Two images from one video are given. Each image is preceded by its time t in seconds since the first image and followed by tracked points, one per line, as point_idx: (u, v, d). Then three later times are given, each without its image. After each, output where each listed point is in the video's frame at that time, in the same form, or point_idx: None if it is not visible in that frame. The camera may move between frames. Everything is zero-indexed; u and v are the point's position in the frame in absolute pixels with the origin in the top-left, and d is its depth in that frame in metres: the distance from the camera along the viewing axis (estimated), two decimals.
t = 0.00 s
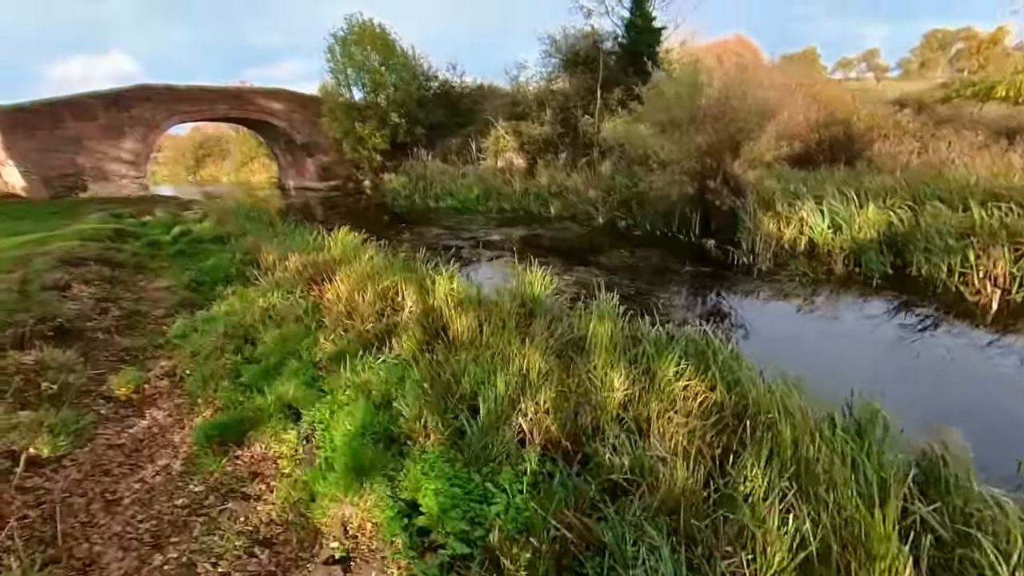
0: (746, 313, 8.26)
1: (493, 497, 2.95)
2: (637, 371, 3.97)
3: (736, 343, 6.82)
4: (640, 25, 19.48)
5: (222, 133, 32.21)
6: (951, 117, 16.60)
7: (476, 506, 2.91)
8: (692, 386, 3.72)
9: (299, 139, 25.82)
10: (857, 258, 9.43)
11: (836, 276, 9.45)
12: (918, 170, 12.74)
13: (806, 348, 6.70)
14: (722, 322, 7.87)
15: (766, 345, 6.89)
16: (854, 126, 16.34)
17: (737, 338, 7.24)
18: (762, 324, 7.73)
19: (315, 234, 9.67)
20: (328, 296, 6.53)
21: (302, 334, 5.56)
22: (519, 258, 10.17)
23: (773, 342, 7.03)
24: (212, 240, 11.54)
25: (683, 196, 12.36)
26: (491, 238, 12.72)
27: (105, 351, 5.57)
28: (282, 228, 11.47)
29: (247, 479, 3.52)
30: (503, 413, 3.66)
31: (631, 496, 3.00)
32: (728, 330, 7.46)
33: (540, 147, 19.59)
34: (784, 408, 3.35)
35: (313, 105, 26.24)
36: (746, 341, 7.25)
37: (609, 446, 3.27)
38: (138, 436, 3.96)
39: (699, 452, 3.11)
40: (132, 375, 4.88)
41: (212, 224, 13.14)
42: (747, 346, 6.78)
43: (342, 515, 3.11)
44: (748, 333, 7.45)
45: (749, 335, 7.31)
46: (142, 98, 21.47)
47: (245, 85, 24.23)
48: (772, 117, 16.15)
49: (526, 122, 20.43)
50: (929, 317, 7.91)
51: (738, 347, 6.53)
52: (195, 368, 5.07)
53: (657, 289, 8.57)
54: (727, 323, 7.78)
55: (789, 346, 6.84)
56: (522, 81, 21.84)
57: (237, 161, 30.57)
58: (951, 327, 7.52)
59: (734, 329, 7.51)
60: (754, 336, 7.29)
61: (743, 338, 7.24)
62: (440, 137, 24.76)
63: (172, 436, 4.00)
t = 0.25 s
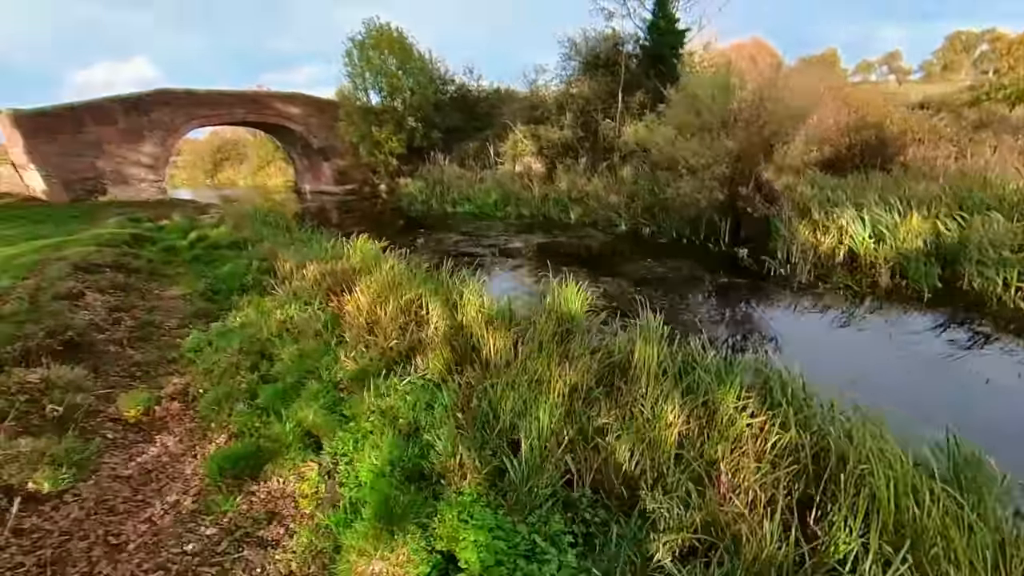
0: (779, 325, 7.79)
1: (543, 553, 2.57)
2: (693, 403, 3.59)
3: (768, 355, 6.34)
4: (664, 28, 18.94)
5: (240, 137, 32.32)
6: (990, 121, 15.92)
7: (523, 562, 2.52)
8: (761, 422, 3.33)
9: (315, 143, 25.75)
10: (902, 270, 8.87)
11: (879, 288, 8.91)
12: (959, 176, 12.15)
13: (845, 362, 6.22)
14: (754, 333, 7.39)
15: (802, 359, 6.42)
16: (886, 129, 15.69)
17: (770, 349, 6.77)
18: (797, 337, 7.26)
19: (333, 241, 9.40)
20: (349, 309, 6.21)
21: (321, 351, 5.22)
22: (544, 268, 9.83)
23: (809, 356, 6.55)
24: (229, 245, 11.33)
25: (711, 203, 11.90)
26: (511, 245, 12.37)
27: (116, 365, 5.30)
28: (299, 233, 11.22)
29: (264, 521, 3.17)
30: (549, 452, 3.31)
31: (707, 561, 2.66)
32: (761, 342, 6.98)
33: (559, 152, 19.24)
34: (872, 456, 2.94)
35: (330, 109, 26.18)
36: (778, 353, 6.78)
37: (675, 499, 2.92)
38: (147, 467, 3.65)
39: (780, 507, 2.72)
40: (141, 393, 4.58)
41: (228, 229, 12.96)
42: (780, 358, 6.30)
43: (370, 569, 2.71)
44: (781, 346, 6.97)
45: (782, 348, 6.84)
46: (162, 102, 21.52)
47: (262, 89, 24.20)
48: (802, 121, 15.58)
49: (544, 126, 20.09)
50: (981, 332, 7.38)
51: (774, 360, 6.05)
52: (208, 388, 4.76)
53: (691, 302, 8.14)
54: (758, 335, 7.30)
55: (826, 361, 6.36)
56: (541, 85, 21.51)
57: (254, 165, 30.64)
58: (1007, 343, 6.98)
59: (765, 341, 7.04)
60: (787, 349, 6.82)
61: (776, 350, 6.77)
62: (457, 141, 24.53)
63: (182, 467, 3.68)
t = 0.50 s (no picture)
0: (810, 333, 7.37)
1: None
2: (759, 430, 3.25)
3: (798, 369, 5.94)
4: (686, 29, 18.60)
5: (257, 140, 32.47)
6: None
7: None
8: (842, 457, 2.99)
9: (332, 146, 25.72)
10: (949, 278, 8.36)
11: (925, 298, 8.39)
12: (1002, 180, 11.59)
13: (883, 373, 5.80)
14: (780, 341, 6.97)
15: (836, 371, 6.01)
16: (920, 131, 15.10)
17: (798, 359, 6.35)
18: (830, 346, 6.83)
19: (352, 246, 9.16)
20: (372, 318, 5.93)
21: (343, 364, 4.92)
22: (568, 275, 9.51)
23: (843, 367, 6.14)
24: (246, 249, 11.16)
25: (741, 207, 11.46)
26: (532, 250, 12.05)
27: (130, 375, 5.06)
28: (316, 237, 11.01)
29: (286, 560, 2.88)
30: (605, 490, 3.05)
31: None
32: (790, 351, 6.57)
33: (578, 156, 18.91)
34: (982, 505, 2.59)
35: (346, 112, 26.13)
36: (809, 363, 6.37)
37: (755, 548, 2.68)
38: (159, 491, 3.37)
39: (877, 562, 2.50)
40: (155, 407, 4.31)
41: (246, 232, 12.81)
42: (811, 371, 5.90)
43: None
44: (811, 354, 6.56)
45: (813, 358, 6.42)
46: (181, 105, 21.60)
47: (280, 92, 24.21)
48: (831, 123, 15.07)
49: (563, 129, 19.79)
50: None
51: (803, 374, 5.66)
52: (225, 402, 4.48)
53: (726, 313, 7.75)
54: (787, 343, 6.87)
55: (861, 372, 5.95)
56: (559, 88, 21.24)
57: (271, 169, 30.73)
58: None
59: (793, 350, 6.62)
60: (818, 359, 6.40)
61: (806, 360, 6.35)
62: (473, 145, 24.35)
63: (197, 492, 3.38)
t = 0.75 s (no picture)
0: (841, 344, 7.00)
1: None
2: (826, 470, 2.94)
3: (829, 387, 5.61)
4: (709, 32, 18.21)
5: (274, 144, 32.61)
6: None
7: None
8: (925, 502, 2.68)
9: (348, 150, 25.70)
10: (997, 291, 7.88)
11: (971, 312, 7.92)
12: None
13: (935, 394, 5.39)
14: (808, 353, 6.63)
15: (871, 388, 5.67)
16: (954, 136, 14.56)
17: (828, 374, 6.02)
18: (864, 359, 6.47)
19: (370, 253, 8.94)
20: (392, 331, 5.69)
21: (364, 382, 4.67)
22: (591, 285, 9.19)
23: (878, 384, 5.80)
24: (263, 255, 11.02)
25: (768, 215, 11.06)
26: (552, 257, 11.76)
27: (143, 391, 4.85)
28: (333, 243, 10.82)
29: None
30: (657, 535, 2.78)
31: None
32: (820, 366, 6.23)
33: (596, 160, 18.59)
34: None
35: (363, 116, 26.09)
36: (841, 378, 6.03)
37: None
38: (169, 524, 3.13)
39: None
40: (167, 428, 4.09)
41: (262, 237, 12.68)
42: (843, 389, 5.58)
43: None
44: (843, 369, 6.21)
45: (845, 372, 6.08)
46: (200, 110, 21.69)
47: (298, 97, 24.25)
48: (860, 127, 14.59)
49: (581, 133, 19.49)
50: None
51: (835, 394, 5.34)
52: (240, 423, 4.25)
53: (760, 327, 7.37)
54: (817, 356, 6.52)
55: (910, 391, 5.54)
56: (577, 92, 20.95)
57: (288, 173, 30.86)
58: None
59: (823, 364, 6.28)
60: (850, 373, 6.06)
61: (837, 376, 6.02)
62: (490, 150, 24.18)
63: (210, 527, 3.14)
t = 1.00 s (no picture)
0: (875, 355, 6.62)
1: None
2: (905, 513, 2.64)
3: (863, 401, 5.25)
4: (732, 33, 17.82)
5: (290, 148, 32.74)
6: None
7: None
8: None
9: (364, 154, 25.66)
10: None
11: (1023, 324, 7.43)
12: None
13: (1001, 414, 4.92)
14: (840, 364, 6.26)
15: (922, 405, 5.23)
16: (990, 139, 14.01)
17: (861, 387, 5.66)
18: (908, 373, 6.05)
19: (387, 258, 8.71)
20: (412, 342, 5.43)
21: (384, 397, 4.41)
22: (614, 293, 8.89)
23: (928, 401, 5.36)
24: (279, 259, 10.86)
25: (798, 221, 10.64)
26: (571, 263, 11.45)
27: (153, 403, 4.64)
28: (349, 248, 10.61)
29: None
30: None
31: None
32: (861, 380, 5.81)
33: (615, 164, 18.26)
34: None
35: (378, 120, 26.03)
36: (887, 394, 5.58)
37: None
38: (176, 556, 2.88)
39: None
40: (177, 445, 3.86)
41: (278, 240, 12.55)
42: (891, 407, 5.15)
43: None
44: (886, 383, 5.78)
45: (890, 387, 5.65)
46: (218, 113, 21.76)
47: (315, 101, 24.27)
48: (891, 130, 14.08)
49: (599, 136, 19.18)
50: None
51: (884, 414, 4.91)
52: (254, 440, 4.01)
53: (796, 339, 6.98)
54: (848, 367, 6.15)
55: (972, 409, 5.07)
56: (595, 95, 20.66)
57: (304, 176, 30.95)
58: None
59: (854, 375, 5.93)
60: (896, 389, 5.63)
61: (870, 388, 5.65)
62: (506, 153, 23.97)
63: (220, 559, 2.89)
